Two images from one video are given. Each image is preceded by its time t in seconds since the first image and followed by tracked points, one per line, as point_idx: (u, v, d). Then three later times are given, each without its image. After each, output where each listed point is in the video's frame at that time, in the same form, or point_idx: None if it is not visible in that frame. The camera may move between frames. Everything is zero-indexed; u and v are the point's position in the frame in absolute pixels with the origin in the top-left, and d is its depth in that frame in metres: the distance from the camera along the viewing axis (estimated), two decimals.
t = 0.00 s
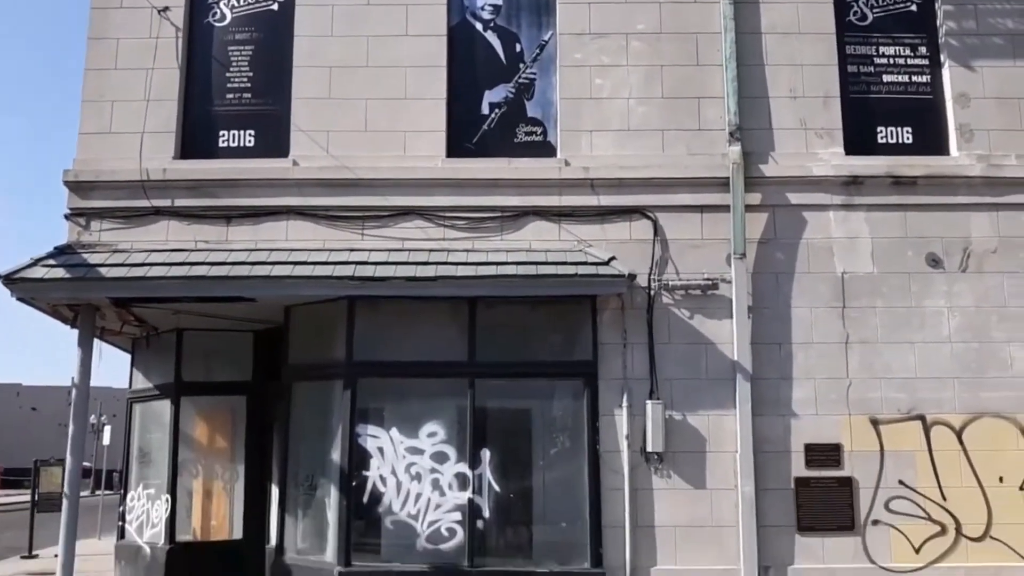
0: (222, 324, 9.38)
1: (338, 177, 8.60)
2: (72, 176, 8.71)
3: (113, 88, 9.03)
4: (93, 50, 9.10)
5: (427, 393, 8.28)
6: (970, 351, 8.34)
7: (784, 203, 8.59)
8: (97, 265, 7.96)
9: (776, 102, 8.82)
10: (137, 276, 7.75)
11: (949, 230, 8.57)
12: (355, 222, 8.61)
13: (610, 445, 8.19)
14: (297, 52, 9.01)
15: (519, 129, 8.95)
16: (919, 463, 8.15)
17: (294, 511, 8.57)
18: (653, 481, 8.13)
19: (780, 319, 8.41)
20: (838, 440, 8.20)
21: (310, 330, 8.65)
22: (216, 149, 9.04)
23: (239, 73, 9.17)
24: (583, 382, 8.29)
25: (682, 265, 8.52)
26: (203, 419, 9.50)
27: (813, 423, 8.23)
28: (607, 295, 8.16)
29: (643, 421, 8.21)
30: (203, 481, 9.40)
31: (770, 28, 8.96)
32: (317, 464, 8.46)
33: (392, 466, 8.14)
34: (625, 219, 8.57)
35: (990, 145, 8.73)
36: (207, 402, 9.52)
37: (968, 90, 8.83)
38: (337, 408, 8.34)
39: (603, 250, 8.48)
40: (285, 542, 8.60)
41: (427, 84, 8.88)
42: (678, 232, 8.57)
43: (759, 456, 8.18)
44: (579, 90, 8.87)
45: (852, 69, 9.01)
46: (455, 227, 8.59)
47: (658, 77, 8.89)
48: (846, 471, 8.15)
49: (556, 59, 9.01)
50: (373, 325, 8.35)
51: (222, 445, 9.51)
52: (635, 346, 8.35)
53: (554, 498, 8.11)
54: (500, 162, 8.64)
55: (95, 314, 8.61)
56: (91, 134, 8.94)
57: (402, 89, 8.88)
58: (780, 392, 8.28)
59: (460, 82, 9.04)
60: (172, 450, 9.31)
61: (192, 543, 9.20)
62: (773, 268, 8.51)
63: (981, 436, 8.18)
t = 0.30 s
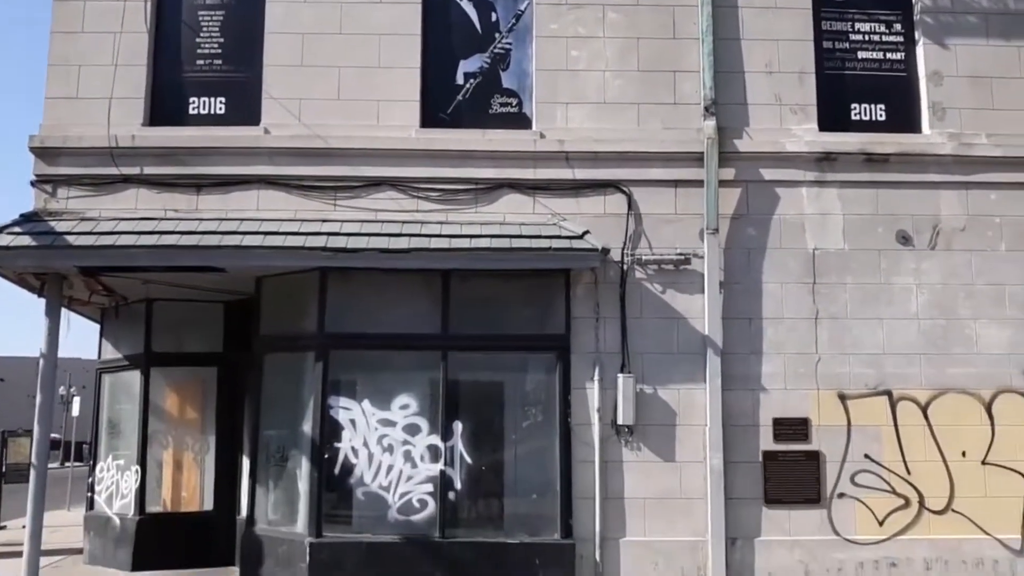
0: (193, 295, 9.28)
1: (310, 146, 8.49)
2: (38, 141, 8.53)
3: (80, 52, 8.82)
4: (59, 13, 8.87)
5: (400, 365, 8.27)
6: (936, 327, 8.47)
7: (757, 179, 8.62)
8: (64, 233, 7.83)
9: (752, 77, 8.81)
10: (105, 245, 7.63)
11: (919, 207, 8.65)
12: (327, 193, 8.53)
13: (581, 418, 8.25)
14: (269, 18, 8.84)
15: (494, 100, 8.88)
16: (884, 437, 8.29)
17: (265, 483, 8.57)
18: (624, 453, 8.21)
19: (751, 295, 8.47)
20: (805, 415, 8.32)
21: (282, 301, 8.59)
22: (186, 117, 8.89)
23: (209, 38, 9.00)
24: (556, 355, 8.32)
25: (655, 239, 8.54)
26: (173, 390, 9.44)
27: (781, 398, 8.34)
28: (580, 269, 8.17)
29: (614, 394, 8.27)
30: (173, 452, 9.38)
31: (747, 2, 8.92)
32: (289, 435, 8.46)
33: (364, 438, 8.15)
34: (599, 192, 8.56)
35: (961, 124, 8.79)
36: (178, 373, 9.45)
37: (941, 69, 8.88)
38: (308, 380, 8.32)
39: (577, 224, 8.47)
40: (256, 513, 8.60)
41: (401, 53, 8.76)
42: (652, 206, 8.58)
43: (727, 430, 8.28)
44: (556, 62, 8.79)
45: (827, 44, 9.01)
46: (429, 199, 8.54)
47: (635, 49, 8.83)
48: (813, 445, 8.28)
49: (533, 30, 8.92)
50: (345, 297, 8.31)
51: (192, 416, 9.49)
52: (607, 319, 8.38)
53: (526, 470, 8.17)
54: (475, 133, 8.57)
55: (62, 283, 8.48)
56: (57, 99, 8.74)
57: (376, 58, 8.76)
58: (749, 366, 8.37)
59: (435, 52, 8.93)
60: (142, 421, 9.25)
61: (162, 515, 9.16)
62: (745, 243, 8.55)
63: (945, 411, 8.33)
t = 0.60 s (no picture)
0: (149, 284, 9.13)
1: (271, 134, 8.36)
2: None
3: (33, 33, 8.58)
4: None
5: (361, 358, 8.21)
6: (891, 323, 8.61)
7: (719, 174, 8.68)
8: (15, 220, 7.63)
9: (715, 73, 8.84)
10: (57, 232, 7.45)
11: (876, 205, 8.78)
12: (288, 182, 8.41)
13: (543, 412, 8.26)
14: (229, 3, 8.67)
15: (458, 91, 8.82)
16: (839, 432, 8.43)
17: (223, 477, 8.47)
18: (584, 447, 8.24)
19: (712, 289, 8.54)
20: (763, 409, 8.42)
21: (241, 292, 8.48)
22: (143, 102, 8.70)
23: (168, 22, 8.82)
24: (518, 349, 8.32)
25: (618, 234, 8.56)
26: (128, 381, 9.28)
27: (739, 392, 8.43)
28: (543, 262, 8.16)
29: (575, 388, 8.30)
30: (128, 445, 9.21)
31: None
32: (246, 428, 8.36)
33: (323, 432, 8.08)
34: (563, 186, 8.55)
35: (918, 123, 8.92)
36: (133, 364, 9.30)
37: (900, 68, 8.99)
38: (267, 372, 8.23)
39: (540, 217, 8.46)
40: (212, 507, 8.50)
41: (364, 41, 8.65)
42: (615, 201, 8.59)
43: (686, 424, 8.36)
44: (520, 53, 8.73)
45: (789, 42, 9.08)
46: (391, 189, 8.46)
47: (600, 42, 8.80)
48: (770, 440, 8.39)
49: (497, 21, 8.86)
50: (305, 288, 8.22)
51: (147, 409, 9.32)
52: (569, 313, 8.39)
53: (486, 464, 8.17)
54: (439, 124, 8.50)
55: (13, 271, 8.27)
56: (9, 81, 8.50)
57: (338, 46, 8.64)
58: (708, 360, 8.45)
59: (398, 41, 8.83)
60: (96, 413, 9.09)
61: (117, 509, 9.01)
62: (706, 238, 8.62)
63: (899, 406, 8.49)
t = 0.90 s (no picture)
0: (104, 280, 8.97)
1: (230, 130, 8.27)
2: None
3: None
4: None
5: (318, 356, 8.14)
6: (845, 327, 8.75)
7: (678, 178, 8.76)
8: None
9: (676, 77, 8.93)
10: (7, 226, 7.30)
11: (832, 211, 8.93)
12: (246, 178, 8.33)
13: (502, 412, 8.26)
14: None
15: (421, 90, 8.81)
16: (794, 433, 8.55)
17: (176, 476, 8.34)
18: (542, 447, 8.25)
19: (670, 292, 8.62)
20: (719, 410, 8.51)
21: (197, 288, 8.37)
22: (99, 95, 8.56)
23: (125, 15, 8.69)
24: (477, 348, 8.31)
25: (578, 235, 8.59)
26: (80, 378, 9.10)
27: (696, 393, 8.51)
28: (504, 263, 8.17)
29: (534, 388, 8.31)
30: (79, 443, 9.03)
31: (673, 3, 9.02)
32: (200, 427, 8.25)
33: (278, 431, 8.00)
34: (524, 186, 8.57)
35: (873, 131, 9.09)
36: (86, 361, 9.12)
37: (856, 77, 9.15)
38: (221, 370, 8.13)
39: (501, 217, 8.47)
40: (165, 506, 8.37)
41: (326, 38, 8.60)
42: (575, 202, 8.63)
43: (644, 424, 8.42)
44: (483, 54, 8.73)
45: (749, 49, 9.21)
46: (351, 187, 8.41)
47: (563, 45, 8.82)
48: (726, 440, 8.48)
49: (460, 21, 8.86)
50: (262, 285, 8.14)
51: (100, 406, 9.15)
52: (529, 314, 8.41)
53: (444, 464, 8.15)
54: (400, 122, 8.47)
55: None
56: None
57: (300, 42, 8.57)
58: (666, 361, 8.52)
59: (361, 39, 8.80)
60: (46, 411, 8.89)
61: (66, 508, 8.83)
62: (665, 241, 8.69)
63: (852, 408, 8.63)
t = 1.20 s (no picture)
0: (57, 273, 8.78)
1: (188, 121, 8.13)
2: None
3: None
4: None
5: (277, 352, 8.04)
6: (802, 328, 8.87)
7: (640, 178, 8.80)
8: None
9: (639, 78, 8.97)
10: None
11: (790, 213, 9.03)
12: (205, 170, 8.19)
13: (462, 410, 8.23)
14: None
15: (384, 85, 8.73)
16: (751, 432, 8.64)
17: (129, 474, 8.18)
18: (502, 445, 8.24)
19: (631, 291, 8.65)
20: (678, 409, 8.57)
21: (153, 282, 8.22)
22: (53, 83, 8.36)
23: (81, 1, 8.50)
24: (438, 346, 8.27)
25: (541, 233, 8.59)
26: (30, 374, 8.82)
27: (656, 392, 8.56)
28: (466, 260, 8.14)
29: (495, 386, 8.29)
30: (29, 440, 8.77)
31: (637, 3, 9.05)
32: (155, 423, 8.10)
33: (235, 428, 7.89)
34: (487, 184, 8.55)
35: (831, 135, 9.21)
36: (37, 356, 8.86)
37: (816, 81, 9.27)
38: (177, 366, 7.99)
39: (464, 215, 8.43)
40: (117, 504, 8.21)
41: (288, 30, 8.49)
42: (538, 201, 8.63)
43: (603, 423, 8.44)
44: (447, 50, 8.68)
45: (712, 51, 9.29)
46: (312, 182, 8.32)
47: (527, 42, 8.80)
48: (684, 439, 8.54)
49: (425, 16, 8.81)
50: (220, 280, 8.02)
51: (51, 402, 8.91)
52: (491, 311, 8.39)
53: (403, 462, 8.10)
54: (363, 117, 8.39)
55: None
56: None
57: (261, 34, 8.45)
58: (626, 360, 8.56)
59: (323, 32, 8.70)
60: None
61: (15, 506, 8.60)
62: (627, 241, 8.73)
63: (808, 408, 8.75)
